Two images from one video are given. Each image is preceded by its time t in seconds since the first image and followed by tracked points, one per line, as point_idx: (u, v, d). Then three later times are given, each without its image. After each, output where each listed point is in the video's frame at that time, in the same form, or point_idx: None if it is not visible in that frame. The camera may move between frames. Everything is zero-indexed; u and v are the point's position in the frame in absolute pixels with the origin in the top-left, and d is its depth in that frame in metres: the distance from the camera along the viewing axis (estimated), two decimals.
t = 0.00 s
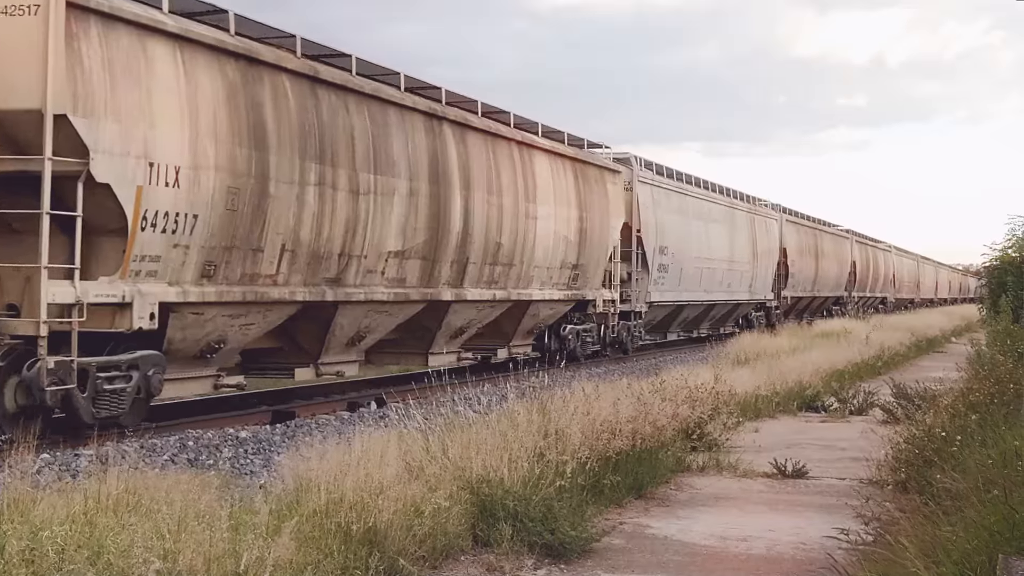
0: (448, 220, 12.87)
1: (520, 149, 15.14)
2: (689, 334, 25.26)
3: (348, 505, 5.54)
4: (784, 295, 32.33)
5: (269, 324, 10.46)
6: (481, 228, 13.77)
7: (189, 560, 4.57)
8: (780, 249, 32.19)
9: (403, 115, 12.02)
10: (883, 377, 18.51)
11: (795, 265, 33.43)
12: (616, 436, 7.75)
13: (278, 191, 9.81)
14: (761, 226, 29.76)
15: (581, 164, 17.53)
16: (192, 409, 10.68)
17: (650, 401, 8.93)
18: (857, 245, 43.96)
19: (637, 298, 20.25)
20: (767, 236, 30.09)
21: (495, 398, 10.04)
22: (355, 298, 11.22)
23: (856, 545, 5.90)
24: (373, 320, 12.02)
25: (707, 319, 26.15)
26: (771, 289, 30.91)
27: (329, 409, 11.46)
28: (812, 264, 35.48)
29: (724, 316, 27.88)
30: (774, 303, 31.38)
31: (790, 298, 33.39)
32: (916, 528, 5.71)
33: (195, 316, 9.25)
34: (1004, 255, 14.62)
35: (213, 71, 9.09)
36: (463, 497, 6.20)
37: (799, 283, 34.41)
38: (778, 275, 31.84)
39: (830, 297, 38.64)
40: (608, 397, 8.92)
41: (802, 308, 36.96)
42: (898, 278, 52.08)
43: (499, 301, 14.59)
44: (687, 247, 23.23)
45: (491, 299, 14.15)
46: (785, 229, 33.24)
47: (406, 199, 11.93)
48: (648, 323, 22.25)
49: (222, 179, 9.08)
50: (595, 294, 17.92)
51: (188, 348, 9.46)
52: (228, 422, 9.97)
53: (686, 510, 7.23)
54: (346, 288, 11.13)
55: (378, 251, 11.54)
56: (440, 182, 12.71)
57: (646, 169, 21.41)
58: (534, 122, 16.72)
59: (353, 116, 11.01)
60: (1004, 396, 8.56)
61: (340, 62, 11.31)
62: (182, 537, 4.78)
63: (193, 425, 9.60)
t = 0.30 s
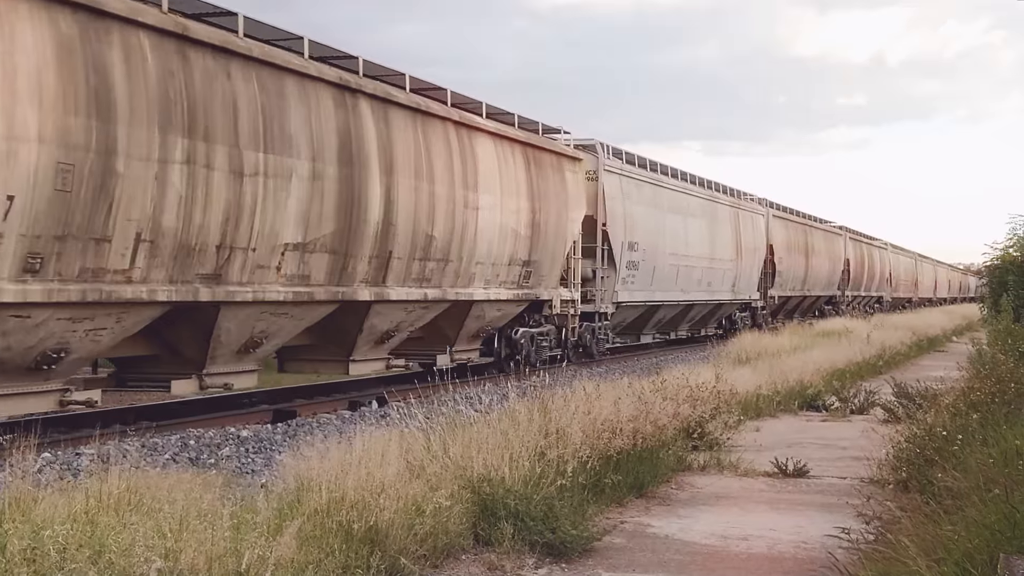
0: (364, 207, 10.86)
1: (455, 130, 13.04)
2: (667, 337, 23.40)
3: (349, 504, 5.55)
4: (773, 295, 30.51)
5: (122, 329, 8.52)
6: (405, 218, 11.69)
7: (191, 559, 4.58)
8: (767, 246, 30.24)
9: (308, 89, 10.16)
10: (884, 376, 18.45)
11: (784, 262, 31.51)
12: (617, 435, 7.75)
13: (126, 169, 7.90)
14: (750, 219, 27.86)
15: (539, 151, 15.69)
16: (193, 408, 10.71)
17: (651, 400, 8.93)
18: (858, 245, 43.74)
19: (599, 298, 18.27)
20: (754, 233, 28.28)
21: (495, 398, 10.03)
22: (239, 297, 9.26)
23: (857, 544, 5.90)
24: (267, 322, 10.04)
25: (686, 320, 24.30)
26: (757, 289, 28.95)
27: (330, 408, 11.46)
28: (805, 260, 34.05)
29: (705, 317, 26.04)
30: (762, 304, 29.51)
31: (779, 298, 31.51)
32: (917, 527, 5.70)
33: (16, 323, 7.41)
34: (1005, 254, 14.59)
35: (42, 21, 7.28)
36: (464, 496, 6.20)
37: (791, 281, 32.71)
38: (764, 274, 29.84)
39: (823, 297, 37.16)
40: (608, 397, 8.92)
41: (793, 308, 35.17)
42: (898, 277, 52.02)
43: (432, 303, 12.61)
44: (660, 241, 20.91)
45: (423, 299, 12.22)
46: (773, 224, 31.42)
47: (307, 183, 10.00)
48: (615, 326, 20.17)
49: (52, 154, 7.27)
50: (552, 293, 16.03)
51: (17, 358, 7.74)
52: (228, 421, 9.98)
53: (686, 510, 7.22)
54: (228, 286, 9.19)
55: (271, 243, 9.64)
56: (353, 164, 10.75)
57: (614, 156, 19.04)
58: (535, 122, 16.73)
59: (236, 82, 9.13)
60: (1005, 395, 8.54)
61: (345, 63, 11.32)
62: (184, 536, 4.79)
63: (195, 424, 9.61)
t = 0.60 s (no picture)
0: (253, 190, 9.23)
1: (375, 107, 11.34)
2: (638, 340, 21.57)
3: (351, 503, 5.56)
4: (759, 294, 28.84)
5: None
6: (309, 208, 10.02)
7: (192, 559, 4.58)
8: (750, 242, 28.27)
9: (174, 48, 8.46)
10: (885, 375, 18.44)
11: (771, 260, 29.73)
12: (619, 434, 7.75)
13: None
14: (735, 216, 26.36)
15: (480, 132, 13.84)
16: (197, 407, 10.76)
17: (652, 399, 8.94)
18: (859, 243, 43.47)
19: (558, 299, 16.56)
20: (736, 228, 26.51)
21: (496, 397, 10.02)
22: (76, 299, 7.64)
23: (859, 543, 5.90)
24: (126, 327, 8.45)
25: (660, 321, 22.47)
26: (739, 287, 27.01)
27: (331, 407, 11.48)
28: (798, 256, 32.47)
29: (683, 316, 24.17)
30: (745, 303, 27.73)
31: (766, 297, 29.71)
32: (918, 526, 5.70)
33: None
34: (1007, 254, 14.57)
35: None
36: (466, 496, 6.20)
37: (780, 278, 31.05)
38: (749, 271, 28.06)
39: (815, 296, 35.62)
40: (610, 396, 8.92)
41: (783, 308, 33.46)
42: (899, 277, 51.93)
43: (347, 303, 11.05)
44: (628, 236, 19.14)
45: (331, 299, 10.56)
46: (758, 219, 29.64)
47: (171, 163, 8.34)
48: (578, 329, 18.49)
49: None
50: (497, 293, 14.36)
51: None
52: (230, 420, 9.99)
53: (688, 509, 7.23)
54: (63, 286, 7.58)
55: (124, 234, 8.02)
56: (238, 143, 9.08)
57: (574, 144, 17.30)
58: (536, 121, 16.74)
59: (71, 43, 7.50)
60: (1006, 395, 8.52)
61: (346, 62, 11.35)
62: (185, 535, 4.79)
63: (197, 423, 9.63)
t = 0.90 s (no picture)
0: (90, 166, 7.66)
1: (265, 75, 9.66)
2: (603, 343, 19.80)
3: (350, 503, 5.56)
4: (740, 294, 27.39)
5: None
6: (169, 191, 8.41)
7: (191, 558, 4.58)
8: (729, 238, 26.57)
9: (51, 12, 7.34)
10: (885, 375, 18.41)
11: (753, 258, 28.29)
12: (619, 434, 7.76)
13: None
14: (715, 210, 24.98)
15: (405, 108, 12.04)
16: (194, 407, 10.74)
17: (652, 398, 8.95)
18: (858, 243, 43.31)
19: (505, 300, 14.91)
20: (715, 224, 24.91)
21: (496, 396, 10.02)
22: None
23: (858, 542, 5.91)
24: None
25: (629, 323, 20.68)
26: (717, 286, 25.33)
27: (331, 407, 11.49)
28: (782, 253, 31.16)
29: (655, 317, 22.49)
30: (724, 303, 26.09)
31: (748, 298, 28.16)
32: (917, 525, 5.70)
33: None
34: (1006, 253, 14.59)
35: None
36: (465, 495, 6.20)
37: (765, 276, 29.62)
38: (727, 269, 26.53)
39: (804, 296, 34.25)
40: (610, 395, 8.93)
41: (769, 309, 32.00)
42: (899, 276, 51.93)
43: (227, 303, 9.42)
44: (588, 231, 17.49)
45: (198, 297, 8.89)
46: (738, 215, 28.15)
47: None
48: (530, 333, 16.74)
49: None
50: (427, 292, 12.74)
51: None
52: (230, 420, 10.00)
53: (688, 508, 7.23)
54: None
55: None
56: (68, 111, 7.51)
57: (525, 129, 15.60)
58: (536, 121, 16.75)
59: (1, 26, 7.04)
60: (1006, 394, 8.51)
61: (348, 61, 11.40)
62: (185, 535, 4.79)
63: (198, 423, 9.64)
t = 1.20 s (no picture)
0: None
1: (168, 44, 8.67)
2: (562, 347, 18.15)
3: (351, 503, 5.56)
4: (721, 294, 25.86)
5: None
6: None
7: (191, 558, 4.58)
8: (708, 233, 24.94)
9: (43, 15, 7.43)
10: (885, 374, 18.39)
11: (735, 256, 26.72)
12: (619, 433, 7.75)
13: None
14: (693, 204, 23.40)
15: (304, 76, 10.43)
16: (194, 407, 10.76)
17: (652, 398, 8.94)
18: (858, 242, 43.32)
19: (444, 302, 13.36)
20: (692, 219, 23.31)
21: (496, 396, 10.01)
22: None
23: (859, 542, 5.91)
24: None
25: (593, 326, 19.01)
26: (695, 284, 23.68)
27: (331, 407, 11.49)
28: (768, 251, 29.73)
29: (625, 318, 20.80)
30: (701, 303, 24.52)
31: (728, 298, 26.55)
32: (917, 525, 5.70)
33: None
34: (1007, 253, 14.59)
35: None
36: (466, 495, 6.20)
37: (748, 275, 28.07)
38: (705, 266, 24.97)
39: (792, 296, 32.80)
40: (610, 395, 8.94)
41: (754, 309, 30.46)
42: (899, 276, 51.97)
43: (60, 305, 7.87)
44: (542, 224, 15.86)
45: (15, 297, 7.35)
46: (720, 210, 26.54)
47: None
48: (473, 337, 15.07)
49: None
50: (336, 290, 11.11)
51: None
52: (230, 420, 10.00)
53: (688, 508, 7.23)
54: None
55: None
56: None
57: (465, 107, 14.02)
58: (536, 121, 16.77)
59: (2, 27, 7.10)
60: (1006, 394, 8.51)
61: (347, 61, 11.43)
62: (185, 535, 4.79)
63: (199, 422, 9.65)
